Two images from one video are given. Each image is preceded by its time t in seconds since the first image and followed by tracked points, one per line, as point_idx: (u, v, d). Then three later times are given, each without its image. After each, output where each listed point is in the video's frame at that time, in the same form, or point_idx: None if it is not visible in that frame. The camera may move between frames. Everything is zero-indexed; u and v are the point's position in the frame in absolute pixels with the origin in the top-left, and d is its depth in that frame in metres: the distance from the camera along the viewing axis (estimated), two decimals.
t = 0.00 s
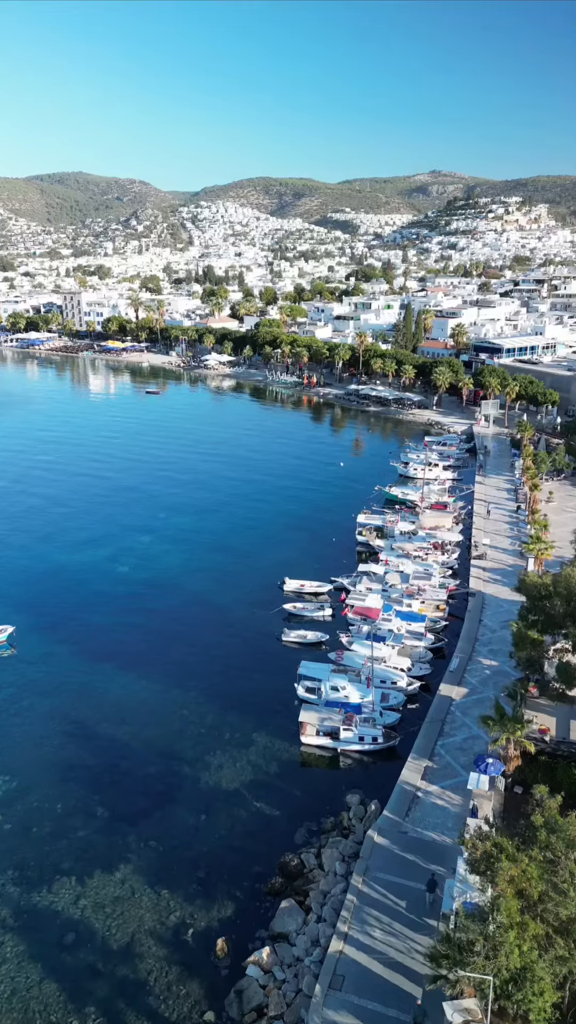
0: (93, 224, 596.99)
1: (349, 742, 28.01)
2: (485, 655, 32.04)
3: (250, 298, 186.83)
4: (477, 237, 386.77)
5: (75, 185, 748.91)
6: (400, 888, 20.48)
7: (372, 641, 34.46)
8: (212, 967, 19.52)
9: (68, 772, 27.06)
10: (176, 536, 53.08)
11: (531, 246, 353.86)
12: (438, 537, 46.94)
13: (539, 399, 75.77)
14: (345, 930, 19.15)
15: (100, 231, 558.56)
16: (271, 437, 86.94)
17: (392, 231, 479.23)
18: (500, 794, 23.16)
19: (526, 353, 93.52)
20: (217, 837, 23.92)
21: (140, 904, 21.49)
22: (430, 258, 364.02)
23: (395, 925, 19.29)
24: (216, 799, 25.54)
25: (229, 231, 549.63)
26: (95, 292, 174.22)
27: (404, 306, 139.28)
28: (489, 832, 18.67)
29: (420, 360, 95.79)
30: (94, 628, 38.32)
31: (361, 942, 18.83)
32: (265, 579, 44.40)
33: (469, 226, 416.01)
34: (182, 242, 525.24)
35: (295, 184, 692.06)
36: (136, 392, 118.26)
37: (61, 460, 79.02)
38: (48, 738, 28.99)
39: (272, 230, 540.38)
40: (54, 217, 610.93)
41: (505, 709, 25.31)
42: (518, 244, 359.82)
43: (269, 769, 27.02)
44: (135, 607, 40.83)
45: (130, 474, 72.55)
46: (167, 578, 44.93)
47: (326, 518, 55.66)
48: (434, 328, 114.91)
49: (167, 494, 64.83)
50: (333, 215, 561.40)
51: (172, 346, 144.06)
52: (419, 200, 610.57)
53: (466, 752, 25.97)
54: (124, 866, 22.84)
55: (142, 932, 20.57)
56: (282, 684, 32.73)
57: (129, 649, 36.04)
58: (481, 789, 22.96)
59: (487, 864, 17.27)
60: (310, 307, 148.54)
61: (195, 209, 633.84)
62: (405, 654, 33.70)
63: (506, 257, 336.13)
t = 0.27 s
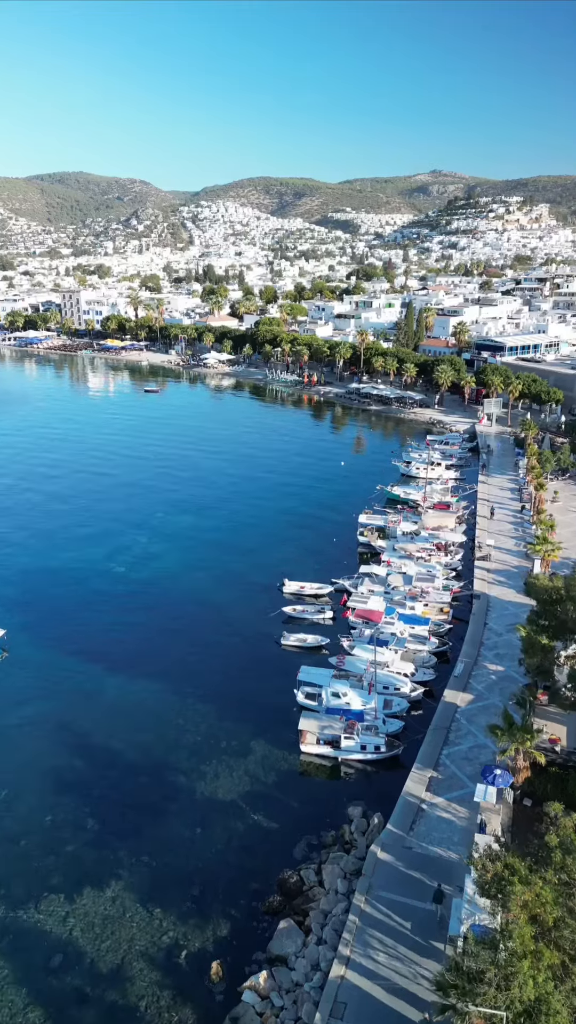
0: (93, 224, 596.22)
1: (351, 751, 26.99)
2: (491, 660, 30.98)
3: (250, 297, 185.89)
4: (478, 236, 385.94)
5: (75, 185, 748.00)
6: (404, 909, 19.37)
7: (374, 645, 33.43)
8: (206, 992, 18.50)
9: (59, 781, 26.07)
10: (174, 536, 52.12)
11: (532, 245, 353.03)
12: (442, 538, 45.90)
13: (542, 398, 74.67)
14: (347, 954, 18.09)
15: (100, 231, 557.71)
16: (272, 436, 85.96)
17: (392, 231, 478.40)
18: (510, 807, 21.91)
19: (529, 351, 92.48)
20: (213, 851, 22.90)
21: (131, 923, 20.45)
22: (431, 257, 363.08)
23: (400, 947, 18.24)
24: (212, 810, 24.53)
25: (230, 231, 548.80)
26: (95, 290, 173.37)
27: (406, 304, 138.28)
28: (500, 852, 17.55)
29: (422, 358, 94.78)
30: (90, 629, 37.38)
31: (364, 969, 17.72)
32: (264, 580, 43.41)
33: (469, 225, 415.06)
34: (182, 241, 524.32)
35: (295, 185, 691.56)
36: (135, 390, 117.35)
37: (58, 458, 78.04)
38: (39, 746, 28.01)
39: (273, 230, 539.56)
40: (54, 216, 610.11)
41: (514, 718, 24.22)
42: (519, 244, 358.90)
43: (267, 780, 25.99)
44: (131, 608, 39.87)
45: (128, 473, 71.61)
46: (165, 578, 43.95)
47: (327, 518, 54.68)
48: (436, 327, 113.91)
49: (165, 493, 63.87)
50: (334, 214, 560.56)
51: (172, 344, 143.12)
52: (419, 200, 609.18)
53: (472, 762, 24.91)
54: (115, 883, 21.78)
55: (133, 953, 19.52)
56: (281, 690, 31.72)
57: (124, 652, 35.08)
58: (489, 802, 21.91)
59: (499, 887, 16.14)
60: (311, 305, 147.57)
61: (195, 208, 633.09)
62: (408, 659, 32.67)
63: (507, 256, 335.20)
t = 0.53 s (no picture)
0: (93, 223, 595.33)
1: (352, 762, 25.99)
2: (497, 666, 29.96)
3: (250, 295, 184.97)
4: (478, 235, 384.98)
5: (75, 185, 746.76)
6: (409, 932, 18.30)
7: (376, 650, 32.44)
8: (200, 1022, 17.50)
9: (48, 794, 25.07)
10: (171, 537, 51.35)
11: (533, 244, 352.08)
12: (445, 539, 44.94)
13: (545, 397, 73.55)
14: (348, 982, 17.06)
15: (100, 230, 556.80)
16: (271, 436, 85.04)
17: (393, 231, 477.45)
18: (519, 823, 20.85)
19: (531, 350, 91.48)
20: (209, 869, 21.91)
21: (122, 946, 19.43)
22: (431, 256, 362.11)
23: (405, 972, 17.20)
24: (207, 824, 23.55)
25: (230, 231, 547.93)
26: (94, 289, 172.39)
27: (406, 303, 137.42)
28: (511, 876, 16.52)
29: (423, 357, 93.79)
30: (85, 634, 36.47)
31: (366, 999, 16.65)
32: (263, 582, 42.50)
33: (470, 225, 414.07)
34: (182, 241, 523.36)
35: (295, 184, 690.90)
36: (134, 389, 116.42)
37: (55, 458, 77.11)
38: (28, 756, 27.01)
39: (273, 229, 538.66)
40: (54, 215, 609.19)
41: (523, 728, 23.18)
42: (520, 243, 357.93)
43: (265, 792, 24.98)
44: (128, 612, 38.98)
45: (126, 473, 70.70)
46: (162, 581, 43.08)
47: (327, 519, 53.75)
48: (437, 325, 112.92)
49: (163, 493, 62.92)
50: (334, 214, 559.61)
51: (171, 343, 142.15)
52: (420, 200, 607.76)
53: (479, 774, 23.89)
54: (106, 903, 20.78)
55: (123, 980, 18.51)
56: (281, 697, 30.72)
57: (119, 657, 34.17)
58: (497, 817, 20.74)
59: (511, 914, 15.09)
60: (311, 304, 146.62)
61: (195, 208, 632.20)
62: (411, 665, 31.69)
63: (507, 255, 334.24)
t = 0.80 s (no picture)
0: (93, 223, 594.64)
1: (352, 772, 25.00)
2: (503, 672, 28.97)
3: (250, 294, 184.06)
4: (479, 235, 384.10)
5: (75, 185, 746.28)
6: (414, 956, 17.24)
7: (378, 656, 31.45)
8: None
9: (35, 806, 24.05)
10: (168, 537, 50.51)
11: (534, 244, 351.26)
12: (448, 539, 43.97)
13: (549, 395, 72.48)
14: (349, 1012, 16.04)
15: (100, 230, 556.10)
16: (271, 435, 84.17)
17: (393, 230, 476.68)
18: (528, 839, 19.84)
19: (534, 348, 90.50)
20: (203, 886, 20.91)
21: (110, 971, 18.40)
22: (431, 256, 361.28)
23: (409, 1001, 16.16)
24: (201, 838, 22.54)
25: (230, 230, 547.20)
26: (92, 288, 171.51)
27: (407, 301, 136.43)
28: (523, 900, 15.48)
29: (425, 355, 92.82)
30: (79, 637, 35.52)
31: None
32: (262, 584, 41.57)
33: (471, 224, 413.15)
34: (182, 240, 522.55)
35: (295, 184, 690.62)
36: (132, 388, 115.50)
37: (51, 457, 76.18)
38: (16, 766, 26.00)
39: (273, 229, 537.84)
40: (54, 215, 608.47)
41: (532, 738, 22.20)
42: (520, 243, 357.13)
43: (262, 804, 23.98)
44: (123, 614, 38.05)
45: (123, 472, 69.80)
46: (158, 582, 42.13)
47: (327, 519, 52.79)
48: (438, 324, 111.97)
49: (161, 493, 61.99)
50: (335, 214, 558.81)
51: (170, 342, 141.26)
52: (420, 200, 607.33)
53: (485, 785, 22.90)
54: (93, 924, 19.76)
55: (110, 1007, 17.49)
56: (278, 704, 29.71)
57: (113, 661, 33.19)
58: (505, 834, 19.75)
59: (525, 945, 14.05)
60: (311, 303, 145.74)
61: (196, 208, 631.60)
62: (414, 670, 30.71)
63: (508, 254, 333.45)
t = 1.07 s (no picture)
0: (93, 223, 593.54)
1: (353, 780, 23.97)
2: (509, 675, 27.94)
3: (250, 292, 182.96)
4: (480, 234, 382.88)
5: (75, 185, 745.50)
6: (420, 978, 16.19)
7: (379, 658, 30.41)
8: None
9: (23, 815, 23.00)
10: (165, 536, 49.38)
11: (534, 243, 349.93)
12: (451, 539, 42.88)
13: (552, 393, 71.45)
14: None
15: (100, 230, 555.08)
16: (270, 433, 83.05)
17: (394, 230, 475.47)
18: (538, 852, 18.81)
19: (537, 345, 89.37)
20: (197, 901, 19.89)
21: (97, 993, 17.36)
22: (432, 256, 360.03)
23: None
24: (196, 850, 21.51)
25: (230, 230, 546.17)
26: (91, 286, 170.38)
27: (408, 299, 135.40)
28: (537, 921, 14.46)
29: (426, 352, 91.70)
30: (72, 638, 34.42)
31: None
32: (261, 584, 40.44)
33: (472, 224, 411.99)
34: (182, 240, 521.29)
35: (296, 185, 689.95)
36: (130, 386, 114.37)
37: (47, 455, 74.96)
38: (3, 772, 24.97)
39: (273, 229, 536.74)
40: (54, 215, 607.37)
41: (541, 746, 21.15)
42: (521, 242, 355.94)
43: (260, 814, 22.94)
44: (117, 614, 36.93)
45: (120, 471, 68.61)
46: (154, 581, 41.01)
47: (328, 518, 51.65)
48: (440, 321, 110.85)
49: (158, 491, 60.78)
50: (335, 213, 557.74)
51: (169, 340, 140.12)
52: (421, 200, 606.47)
53: (492, 795, 21.86)
54: (81, 942, 18.73)
55: None
56: (277, 708, 28.67)
57: (107, 663, 32.12)
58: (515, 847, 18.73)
59: (541, 972, 13.03)
60: (311, 301, 144.66)
61: (196, 207, 630.83)
62: (417, 673, 29.69)
63: (509, 253, 332.11)
